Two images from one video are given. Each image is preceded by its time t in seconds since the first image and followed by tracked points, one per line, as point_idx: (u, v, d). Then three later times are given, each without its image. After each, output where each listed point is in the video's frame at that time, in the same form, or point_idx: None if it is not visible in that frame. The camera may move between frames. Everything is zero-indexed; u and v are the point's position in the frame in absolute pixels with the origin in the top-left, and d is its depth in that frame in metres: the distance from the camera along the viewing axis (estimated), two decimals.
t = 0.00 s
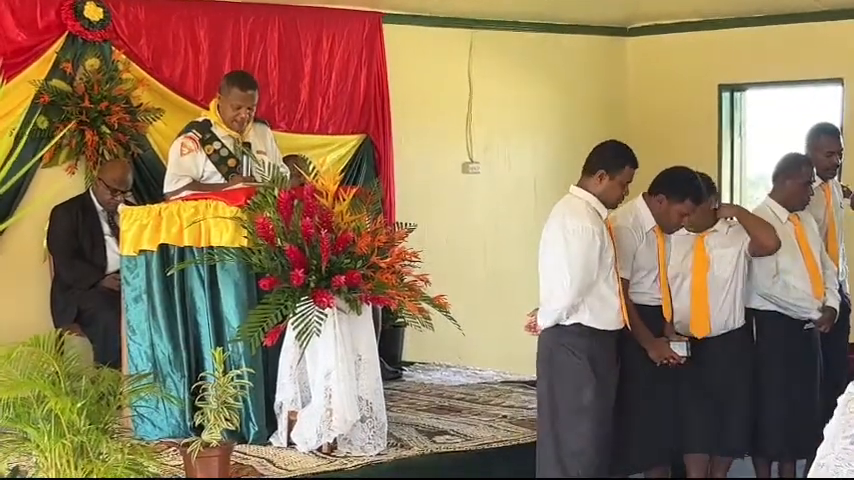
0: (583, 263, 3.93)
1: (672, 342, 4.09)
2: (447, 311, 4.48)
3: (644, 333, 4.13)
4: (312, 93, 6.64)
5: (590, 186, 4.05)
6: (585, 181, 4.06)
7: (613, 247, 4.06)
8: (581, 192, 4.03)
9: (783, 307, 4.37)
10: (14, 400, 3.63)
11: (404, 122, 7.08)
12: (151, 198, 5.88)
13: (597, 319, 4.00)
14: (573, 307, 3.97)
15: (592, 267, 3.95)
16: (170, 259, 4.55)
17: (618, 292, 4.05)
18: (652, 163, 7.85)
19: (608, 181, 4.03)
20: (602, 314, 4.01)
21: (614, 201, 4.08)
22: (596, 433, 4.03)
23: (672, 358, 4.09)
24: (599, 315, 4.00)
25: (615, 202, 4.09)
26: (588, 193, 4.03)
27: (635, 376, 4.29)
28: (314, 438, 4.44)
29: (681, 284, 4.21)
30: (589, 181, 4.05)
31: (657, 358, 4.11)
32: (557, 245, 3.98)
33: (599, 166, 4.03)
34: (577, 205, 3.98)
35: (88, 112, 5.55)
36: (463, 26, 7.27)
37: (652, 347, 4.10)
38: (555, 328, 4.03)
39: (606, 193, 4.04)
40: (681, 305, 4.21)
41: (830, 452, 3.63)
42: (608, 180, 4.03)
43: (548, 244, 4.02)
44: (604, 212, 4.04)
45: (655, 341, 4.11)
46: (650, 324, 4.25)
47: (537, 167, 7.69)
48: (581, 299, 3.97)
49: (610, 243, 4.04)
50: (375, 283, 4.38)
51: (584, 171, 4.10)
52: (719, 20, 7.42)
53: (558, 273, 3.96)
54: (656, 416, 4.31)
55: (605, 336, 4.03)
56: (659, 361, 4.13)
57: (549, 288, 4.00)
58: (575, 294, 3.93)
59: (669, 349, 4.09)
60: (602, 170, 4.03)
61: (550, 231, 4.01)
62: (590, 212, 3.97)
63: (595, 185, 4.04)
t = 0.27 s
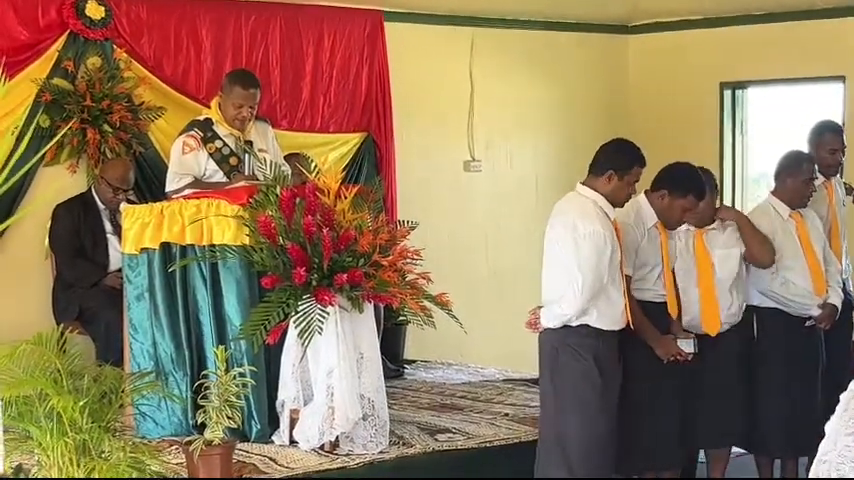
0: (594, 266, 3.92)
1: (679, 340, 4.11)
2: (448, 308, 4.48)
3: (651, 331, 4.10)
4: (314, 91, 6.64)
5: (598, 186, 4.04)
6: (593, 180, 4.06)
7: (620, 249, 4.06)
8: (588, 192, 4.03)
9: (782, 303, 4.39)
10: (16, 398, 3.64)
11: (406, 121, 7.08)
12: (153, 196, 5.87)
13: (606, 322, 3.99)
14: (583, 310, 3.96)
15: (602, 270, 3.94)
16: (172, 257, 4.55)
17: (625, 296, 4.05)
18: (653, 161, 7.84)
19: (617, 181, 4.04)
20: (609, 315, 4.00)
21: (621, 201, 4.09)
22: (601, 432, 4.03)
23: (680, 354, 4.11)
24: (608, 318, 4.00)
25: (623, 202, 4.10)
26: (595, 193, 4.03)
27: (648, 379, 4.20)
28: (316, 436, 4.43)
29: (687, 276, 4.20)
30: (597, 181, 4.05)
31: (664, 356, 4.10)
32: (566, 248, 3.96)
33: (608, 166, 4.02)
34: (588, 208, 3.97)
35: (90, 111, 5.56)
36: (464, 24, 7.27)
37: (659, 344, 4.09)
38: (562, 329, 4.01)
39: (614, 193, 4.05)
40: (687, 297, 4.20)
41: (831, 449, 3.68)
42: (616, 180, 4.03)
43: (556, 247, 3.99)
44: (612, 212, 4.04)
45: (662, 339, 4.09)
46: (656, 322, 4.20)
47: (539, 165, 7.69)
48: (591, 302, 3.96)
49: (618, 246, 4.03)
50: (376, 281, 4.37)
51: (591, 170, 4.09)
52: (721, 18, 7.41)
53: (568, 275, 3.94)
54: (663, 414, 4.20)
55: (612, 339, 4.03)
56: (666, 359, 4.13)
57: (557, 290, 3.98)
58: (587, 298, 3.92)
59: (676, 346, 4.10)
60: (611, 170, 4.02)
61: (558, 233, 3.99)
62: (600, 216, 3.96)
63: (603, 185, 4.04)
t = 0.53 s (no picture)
0: (596, 267, 3.90)
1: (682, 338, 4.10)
2: (450, 307, 4.49)
3: (651, 328, 4.09)
4: (316, 90, 6.65)
5: (601, 186, 4.02)
6: (596, 180, 4.03)
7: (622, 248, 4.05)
8: (591, 191, 4.00)
9: (782, 300, 4.40)
10: (18, 397, 3.64)
11: (407, 119, 7.08)
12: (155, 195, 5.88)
13: (606, 321, 4.00)
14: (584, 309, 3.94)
15: (603, 270, 3.93)
16: (174, 256, 4.55)
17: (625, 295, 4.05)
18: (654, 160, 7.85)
19: (619, 181, 4.01)
20: (609, 314, 4.01)
21: (624, 202, 4.06)
22: (600, 432, 4.00)
23: (680, 353, 4.08)
24: (608, 317, 4.00)
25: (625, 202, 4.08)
26: (598, 192, 4.00)
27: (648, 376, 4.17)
28: (317, 435, 4.44)
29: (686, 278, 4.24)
30: (600, 181, 4.02)
31: (663, 352, 4.09)
32: (568, 247, 3.93)
33: (611, 167, 4.00)
34: (591, 208, 3.94)
35: (92, 109, 5.56)
36: (465, 23, 7.27)
37: (659, 340, 4.07)
38: (562, 328, 4.00)
39: (616, 193, 4.02)
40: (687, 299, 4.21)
41: (833, 443, 3.69)
42: (620, 180, 4.01)
43: (558, 247, 3.97)
44: (614, 211, 4.02)
45: (663, 335, 4.08)
46: (657, 319, 4.19)
47: (540, 163, 7.69)
48: (592, 301, 3.95)
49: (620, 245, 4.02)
50: (378, 279, 4.37)
51: (594, 170, 4.06)
52: (722, 16, 7.40)
53: (569, 275, 3.92)
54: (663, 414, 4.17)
55: (611, 338, 4.04)
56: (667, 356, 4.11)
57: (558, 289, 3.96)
58: (588, 298, 3.91)
59: (677, 344, 4.08)
60: (613, 170, 4.00)
61: (560, 233, 3.96)
62: (603, 216, 3.93)
63: (607, 185, 4.01)
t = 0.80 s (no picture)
0: (594, 262, 3.82)
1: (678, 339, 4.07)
2: (452, 305, 4.48)
3: (649, 327, 4.03)
4: (317, 88, 6.64)
5: (599, 182, 3.94)
6: (594, 176, 3.96)
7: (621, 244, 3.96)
8: (589, 188, 3.93)
9: (788, 298, 4.35)
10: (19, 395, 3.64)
11: (408, 117, 7.08)
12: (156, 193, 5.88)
13: (604, 317, 3.90)
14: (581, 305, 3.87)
15: (602, 266, 3.84)
16: (175, 254, 4.55)
17: (624, 290, 3.97)
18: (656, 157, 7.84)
19: (617, 177, 3.94)
20: (609, 311, 3.92)
21: (622, 199, 3.99)
22: (600, 430, 3.88)
23: (674, 353, 4.05)
24: (607, 313, 3.91)
25: (623, 199, 4.00)
26: (596, 188, 3.93)
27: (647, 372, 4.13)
28: (319, 432, 4.43)
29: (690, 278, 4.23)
30: (598, 177, 3.95)
31: (660, 353, 4.04)
32: (566, 244, 3.85)
33: (607, 162, 3.93)
34: (587, 203, 3.86)
35: (93, 107, 5.57)
36: (466, 20, 7.26)
37: (656, 340, 4.02)
38: (561, 325, 3.91)
39: (615, 190, 3.95)
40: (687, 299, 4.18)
41: (835, 442, 3.70)
42: (617, 176, 3.94)
43: (556, 243, 3.89)
44: (613, 208, 3.94)
45: (659, 334, 4.03)
46: (655, 315, 4.15)
47: (541, 161, 7.68)
48: (590, 297, 3.87)
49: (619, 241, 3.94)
50: (380, 277, 4.37)
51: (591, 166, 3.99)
52: (723, 14, 7.39)
53: (566, 271, 3.84)
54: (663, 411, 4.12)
55: (612, 334, 3.94)
56: (662, 356, 4.07)
57: (556, 285, 3.88)
58: (585, 293, 3.83)
59: (673, 344, 4.04)
60: (609, 166, 3.93)
61: (559, 229, 3.89)
62: (600, 212, 3.86)
63: (603, 181, 3.94)
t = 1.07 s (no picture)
0: (590, 256, 3.78)
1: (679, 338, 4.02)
2: (453, 304, 4.48)
3: (651, 327, 3.97)
4: (318, 87, 6.64)
5: (595, 179, 3.90)
6: (590, 174, 3.92)
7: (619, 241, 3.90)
8: (585, 185, 3.89)
9: (790, 298, 4.35)
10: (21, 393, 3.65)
11: (409, 116, 7.08)
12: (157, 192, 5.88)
13: (602, 314, 3.85)
14: (578, 300, 3.82)
15: (599, 261, 3.80)
16: (176, 252, 4.55)
17: (623, 286, 3.91)
18: (657, 156, 7.84)
19: (614, 173, 3.89)
20: (607, 308, 3.87)
21: (620, 194, 3.94)
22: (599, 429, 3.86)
23: (677, 352, 4.00)
24: (605, 310, 3.86)
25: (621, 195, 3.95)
26: (593, 185, 3.89)
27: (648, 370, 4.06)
28: (320, 431, 4.44)
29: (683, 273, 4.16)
30: (594, 174, 3.91)
31: (663, 354, 3.99)
32: (564, 239, 3.82)
33: (604, 159, 3.88)
34: (584, 198, 3.84)
35: (94, 106, 5.56)
36: (467, 19, 7.27)
37: (658, 340, 3.96)
38: (559, 321, 3.87)
39: (612, 186, 3.91)
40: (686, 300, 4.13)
41: (837, 438, 3.70)
42: (613, 172, 3.89)
43: (555, 238, 3.86)
44: (611, 205, 3.90)
45: (661, 334, 3.97)
46: (653, 313, 4.08)
47: (542, 160, 7.68)
48: (587, 292, 3.83)
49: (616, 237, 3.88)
50: (381, 276, 4.37)
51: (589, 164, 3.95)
52: (724, 12, 7.39)
53: (563, 266, 3.81)
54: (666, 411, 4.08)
55: (611, 331, 3.89)
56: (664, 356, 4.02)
57: (554, 281, 3.85)
58: (582, 288, 3.79)
59: (674, 344, 3.99)
60: (606, 162, 3.89)
61: (557, 225, 3.86)
62: (597, 206, 3.82)
63: (601, 178, 3.90)
